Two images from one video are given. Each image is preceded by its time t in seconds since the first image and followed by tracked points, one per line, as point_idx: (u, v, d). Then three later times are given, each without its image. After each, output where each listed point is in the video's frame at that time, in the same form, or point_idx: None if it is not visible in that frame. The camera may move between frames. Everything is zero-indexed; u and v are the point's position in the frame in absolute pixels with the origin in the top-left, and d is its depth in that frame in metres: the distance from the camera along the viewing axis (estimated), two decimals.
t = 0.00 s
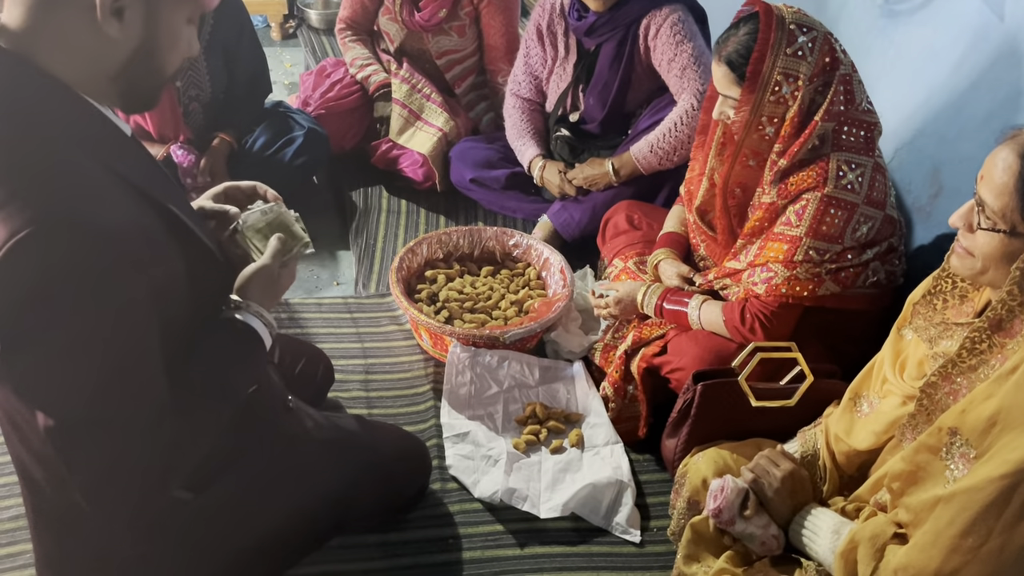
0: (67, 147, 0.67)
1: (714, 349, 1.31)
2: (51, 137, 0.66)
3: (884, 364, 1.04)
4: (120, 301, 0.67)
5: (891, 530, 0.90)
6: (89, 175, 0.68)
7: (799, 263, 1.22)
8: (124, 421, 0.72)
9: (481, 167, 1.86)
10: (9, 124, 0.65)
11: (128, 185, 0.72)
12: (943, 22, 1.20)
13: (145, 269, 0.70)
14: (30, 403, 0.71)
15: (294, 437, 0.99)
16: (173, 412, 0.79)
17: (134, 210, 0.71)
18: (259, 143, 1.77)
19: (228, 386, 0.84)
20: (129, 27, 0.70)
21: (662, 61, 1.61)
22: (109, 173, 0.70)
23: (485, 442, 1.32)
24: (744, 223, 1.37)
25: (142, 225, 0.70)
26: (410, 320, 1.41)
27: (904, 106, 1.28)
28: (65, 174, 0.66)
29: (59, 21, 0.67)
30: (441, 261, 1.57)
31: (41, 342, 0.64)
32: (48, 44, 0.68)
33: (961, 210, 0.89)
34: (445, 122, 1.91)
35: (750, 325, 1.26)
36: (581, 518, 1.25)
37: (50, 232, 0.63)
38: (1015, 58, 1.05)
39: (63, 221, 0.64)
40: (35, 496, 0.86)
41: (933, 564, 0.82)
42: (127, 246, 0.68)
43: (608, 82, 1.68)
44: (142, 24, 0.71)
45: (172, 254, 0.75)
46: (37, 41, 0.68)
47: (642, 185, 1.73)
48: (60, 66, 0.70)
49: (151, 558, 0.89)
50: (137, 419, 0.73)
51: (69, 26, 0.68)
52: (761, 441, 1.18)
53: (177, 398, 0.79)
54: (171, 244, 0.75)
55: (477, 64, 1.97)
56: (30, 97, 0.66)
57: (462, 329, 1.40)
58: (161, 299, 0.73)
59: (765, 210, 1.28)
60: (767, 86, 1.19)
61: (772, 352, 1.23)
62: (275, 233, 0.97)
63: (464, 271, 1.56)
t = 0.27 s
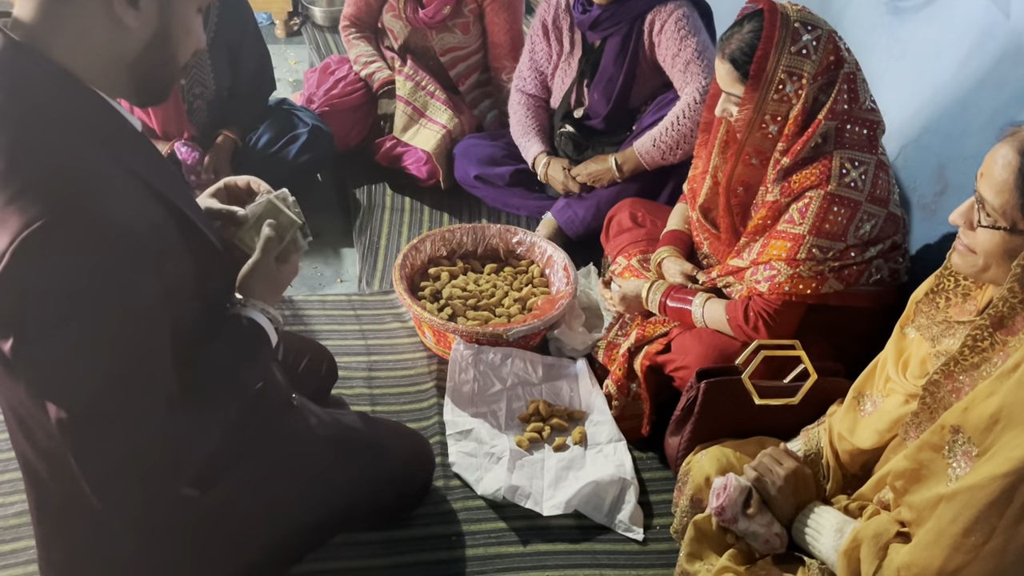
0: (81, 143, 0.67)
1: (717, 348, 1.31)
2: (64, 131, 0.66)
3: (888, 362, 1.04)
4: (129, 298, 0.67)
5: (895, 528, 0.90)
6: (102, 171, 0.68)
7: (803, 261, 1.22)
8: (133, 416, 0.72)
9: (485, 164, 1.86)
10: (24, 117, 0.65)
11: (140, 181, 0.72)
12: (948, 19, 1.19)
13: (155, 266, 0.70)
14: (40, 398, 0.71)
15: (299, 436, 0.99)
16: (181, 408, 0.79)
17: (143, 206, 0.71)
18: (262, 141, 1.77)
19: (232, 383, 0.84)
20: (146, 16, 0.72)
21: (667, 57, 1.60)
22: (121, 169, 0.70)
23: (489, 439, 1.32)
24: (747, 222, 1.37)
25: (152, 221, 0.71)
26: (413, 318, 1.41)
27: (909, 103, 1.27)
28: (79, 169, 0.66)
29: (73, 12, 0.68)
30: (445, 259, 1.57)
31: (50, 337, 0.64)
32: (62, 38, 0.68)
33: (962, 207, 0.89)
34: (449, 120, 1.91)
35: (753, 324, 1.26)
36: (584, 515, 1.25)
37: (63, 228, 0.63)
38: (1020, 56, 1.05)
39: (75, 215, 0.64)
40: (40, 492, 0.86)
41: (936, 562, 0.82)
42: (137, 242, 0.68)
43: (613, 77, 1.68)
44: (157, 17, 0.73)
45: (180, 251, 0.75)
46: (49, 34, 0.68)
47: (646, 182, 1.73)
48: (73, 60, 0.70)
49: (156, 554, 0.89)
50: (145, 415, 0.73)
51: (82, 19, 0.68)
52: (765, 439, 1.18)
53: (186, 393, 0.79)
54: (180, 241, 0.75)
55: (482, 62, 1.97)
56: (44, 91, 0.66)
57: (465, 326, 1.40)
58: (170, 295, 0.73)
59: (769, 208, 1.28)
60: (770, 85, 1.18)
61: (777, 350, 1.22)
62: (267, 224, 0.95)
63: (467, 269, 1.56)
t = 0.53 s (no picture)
0: (93, 141, 0.67)
1: (721, 345, 1.31)
2: (72, 129, 0.66)
3: (891, 360, 1.04)
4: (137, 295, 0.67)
5: (898, 526, 0.90)
6: (114, 169, 0.68)
7: (807, 259, 1.22)
8: (139, 414, 0.73)
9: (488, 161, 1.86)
10: (37, 111, 0.65)
11: (151, 179, 0.73)
12: (952, 15, 1.19)
13: (163, 264, 0.70)
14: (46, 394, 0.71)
15: (303, 435, 0.99)
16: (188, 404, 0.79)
17: (153, 202, 0.71)
18: (265, 139, 1.78)
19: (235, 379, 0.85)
20: (156, 15, 0.70)
21: (669, 52, 1.60)
22: (133, 167, 0.71)
23: (492, 437, 1.32)
24: (750, 217, 1.36)
25: (160, 218, 0.71)
26: (416, 315, 1.41)
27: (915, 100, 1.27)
28: (90, 166, 0.66)
29: (87, 10, 0.67)
30: (448, 256, 1.57)
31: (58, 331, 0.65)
32: (77, 36, 0.68)
33: (962, 205, 0.89)
34: (453, 117, 1.92)
35: (757, 322, 1.26)
36: (586, 513, 1.25)
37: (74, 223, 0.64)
38: None
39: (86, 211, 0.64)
40: (43, 487, 0.87)
41: (937, 561, 0.82)
42: (147, 240, 0.68)
43: (615, 72, 1.68)
44: (169, 13, 0.71)
45: (190, 249, 0.75)
46: (63, 29, 0.67)
47: (649, 180, 1.73)
48: (84, 58, 0.68)
49: (162, 549, 0.90)
50: (151, 412, 0.73)
51: (96, 17, 0.67)
52: (767, 437, 1.18)
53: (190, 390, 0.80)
54: (189, 240, 0.76)
55: (485, 59, 1.97)
56: (58, 86, 0.66)
57: (468, 323, 1.40)
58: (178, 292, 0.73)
59: (772, 205, 1.28)
60: (776, 82, 1.18)
61: (779, 348, 1.22)
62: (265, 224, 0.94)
63: (470, 266, 1.56)
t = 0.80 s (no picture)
0: (101, 138, 0.68)
1: (724, 343, 1.31)
2: (80, 126, 0.66)
3: (894, 359, 1.04)
4: (143, 292, 0.68)
5: (901, 524, 0.89)
6: (122, 166, 0.68)
7: (809, 256, 1.21)
8: (144, 411, 0.73)
9: (491, 158, 1.86)
10: (45, 108, 0.65)
11: (159, 178, 0.73)
12: (956, 12, 1.19)
13: (169, 262, 0.70)
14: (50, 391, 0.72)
15: (305, 433, 0.99)
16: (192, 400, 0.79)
17: (160, 200, 0.71)
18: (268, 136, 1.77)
19: (239, 377, 0.85)
20: (169, 19, 0.71)
21: (671, 49, 1.60)
22: (141, 165, 0.71)
23: (494, 434, 1.32)
24: (752, 215, 1.36)
25: (167, 215, 0.71)
26: (418, 312, 1.41)
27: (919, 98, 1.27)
28: (99, 164, 0.66)
29: (98, 10, 0.67)
30: (450, 253, 1.57)
31: (64, 327, 0.65)
32: (88, 36, 0.68)
33: (964, 203, 0.89)
34: (455, 115, 1.92)
35: (759, 320, 1.26)
36: (588, 511, 1.25)
37: (81, 220, 0.64)
38: None
39: (94, 208, 0.64)
40: (47, 483, 0.87)
41: (940, 559, 0.82)
42: (153, 238, 0.68)
43: (617, 69, 1.68)
44: (180, 17, 0.72)
45: (196, 246, 0.75)
46: (74, 28, 0.67)
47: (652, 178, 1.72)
48: (95, 57, 0.69)
49: (165, 546, 0.90)
50: (155, 408, 0.74)
51: (108, 16, 0.67)
52: (770, 435, 1.18)
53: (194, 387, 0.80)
54: (196, 239, 0.76)
55: (488, 57, 1.97)
56: (67, 83, 0.66)
57: (471, 321, 1.40)
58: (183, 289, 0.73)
59: (774, 203, 1.28)
60: (778, 80, 1.18)
61: (782, 346, 1.22)
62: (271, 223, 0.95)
63: (473, 264, 1.56)
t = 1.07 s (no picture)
0: (106, 137, 0.68)
1: (726, 342, 1.31)
2: (85, 125, 0.66)
3: (897, 358, 1.03)
4: (145, 291, 0.68)
5: (904, 524, 0.89)
6: (126, 165, 0.68)
7: (810, 256, 1.21)
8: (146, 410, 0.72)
9: (493, 157, 1.86)
10: (49, 108, 0.65)
11: (163, 177, 0.73)
12: (960, 10, 1.18)
13: (173, 262, 0.70)
14: (53, 391, 0.72)
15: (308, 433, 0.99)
16: (196, 400, 0.79)
17: (164, 199, 0.71)
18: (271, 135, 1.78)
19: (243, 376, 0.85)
20: (167, 23, 0.70)
21: (675, 48, 1.59)
22: (145, 165, 0.71)
23: (496, 434, 1.32)
24: (755, 214, 1.36)
25: (171, 214, 0.71)
26: (420, 311, 1.41)
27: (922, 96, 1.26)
28: (103, 162, 0.66)
29: (99, 12, 0.67)
30: (453, 252, 1.57)
31: (67, 326, 0.65)
32: (92, 37, 0.68)
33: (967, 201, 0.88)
34: (458, 113, 1.92)
35: (761, 319, 1.26)
36: (590, 510, 1.25)
37: (85, 219, 0.64)
38: None
39: (98, 207, 0.64)
40: (49, 482, 0.87)
41: (943, 558, 0.82)
42: (155, 237, 0.68)
43: (620, 68, 1.68)
44: (179, 19, 0.71)
45: (200, 246, 0.75)
46: (78, 31, 0.67)
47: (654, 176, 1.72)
48: (103, 62, 0.69)
49: (167, 545, 0.90)
50: (158, 407, 0.74)
51: (110, 19, 0.68)
52: (772, 434, 1.18)
53: (196, 386, 0.80)
54: (200, 239, 0.76)
55: (490, 55, 1.97)
56: (70, 84, 0.66)
57: (472, 320, 1.40)
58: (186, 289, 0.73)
59: (775, 203, 1.27)
60: (776, 82, 1.18)
61: (784, 345, 1.22)
62: (258, 237, 0.99)
63: (475, 263, 1.56)
